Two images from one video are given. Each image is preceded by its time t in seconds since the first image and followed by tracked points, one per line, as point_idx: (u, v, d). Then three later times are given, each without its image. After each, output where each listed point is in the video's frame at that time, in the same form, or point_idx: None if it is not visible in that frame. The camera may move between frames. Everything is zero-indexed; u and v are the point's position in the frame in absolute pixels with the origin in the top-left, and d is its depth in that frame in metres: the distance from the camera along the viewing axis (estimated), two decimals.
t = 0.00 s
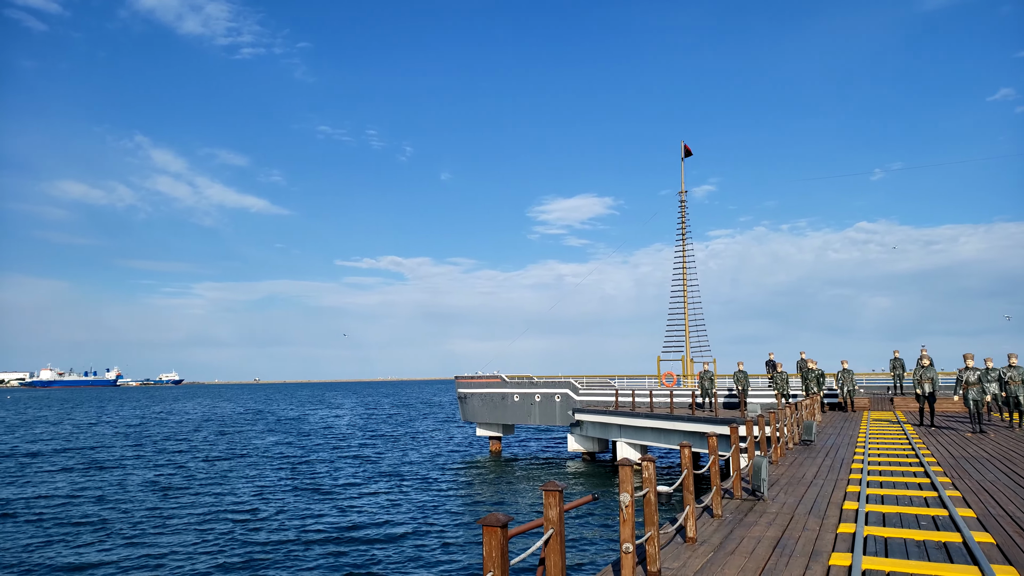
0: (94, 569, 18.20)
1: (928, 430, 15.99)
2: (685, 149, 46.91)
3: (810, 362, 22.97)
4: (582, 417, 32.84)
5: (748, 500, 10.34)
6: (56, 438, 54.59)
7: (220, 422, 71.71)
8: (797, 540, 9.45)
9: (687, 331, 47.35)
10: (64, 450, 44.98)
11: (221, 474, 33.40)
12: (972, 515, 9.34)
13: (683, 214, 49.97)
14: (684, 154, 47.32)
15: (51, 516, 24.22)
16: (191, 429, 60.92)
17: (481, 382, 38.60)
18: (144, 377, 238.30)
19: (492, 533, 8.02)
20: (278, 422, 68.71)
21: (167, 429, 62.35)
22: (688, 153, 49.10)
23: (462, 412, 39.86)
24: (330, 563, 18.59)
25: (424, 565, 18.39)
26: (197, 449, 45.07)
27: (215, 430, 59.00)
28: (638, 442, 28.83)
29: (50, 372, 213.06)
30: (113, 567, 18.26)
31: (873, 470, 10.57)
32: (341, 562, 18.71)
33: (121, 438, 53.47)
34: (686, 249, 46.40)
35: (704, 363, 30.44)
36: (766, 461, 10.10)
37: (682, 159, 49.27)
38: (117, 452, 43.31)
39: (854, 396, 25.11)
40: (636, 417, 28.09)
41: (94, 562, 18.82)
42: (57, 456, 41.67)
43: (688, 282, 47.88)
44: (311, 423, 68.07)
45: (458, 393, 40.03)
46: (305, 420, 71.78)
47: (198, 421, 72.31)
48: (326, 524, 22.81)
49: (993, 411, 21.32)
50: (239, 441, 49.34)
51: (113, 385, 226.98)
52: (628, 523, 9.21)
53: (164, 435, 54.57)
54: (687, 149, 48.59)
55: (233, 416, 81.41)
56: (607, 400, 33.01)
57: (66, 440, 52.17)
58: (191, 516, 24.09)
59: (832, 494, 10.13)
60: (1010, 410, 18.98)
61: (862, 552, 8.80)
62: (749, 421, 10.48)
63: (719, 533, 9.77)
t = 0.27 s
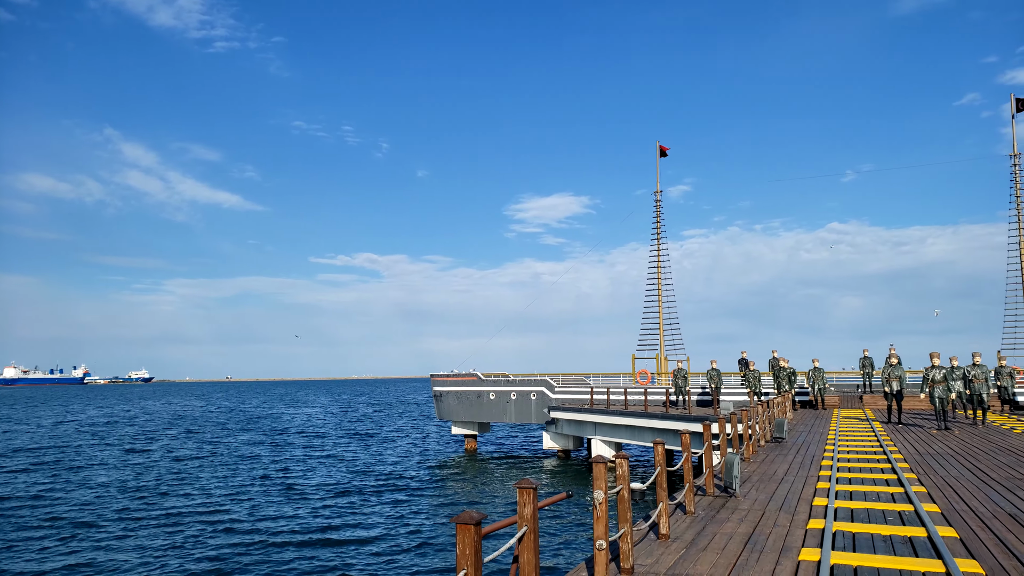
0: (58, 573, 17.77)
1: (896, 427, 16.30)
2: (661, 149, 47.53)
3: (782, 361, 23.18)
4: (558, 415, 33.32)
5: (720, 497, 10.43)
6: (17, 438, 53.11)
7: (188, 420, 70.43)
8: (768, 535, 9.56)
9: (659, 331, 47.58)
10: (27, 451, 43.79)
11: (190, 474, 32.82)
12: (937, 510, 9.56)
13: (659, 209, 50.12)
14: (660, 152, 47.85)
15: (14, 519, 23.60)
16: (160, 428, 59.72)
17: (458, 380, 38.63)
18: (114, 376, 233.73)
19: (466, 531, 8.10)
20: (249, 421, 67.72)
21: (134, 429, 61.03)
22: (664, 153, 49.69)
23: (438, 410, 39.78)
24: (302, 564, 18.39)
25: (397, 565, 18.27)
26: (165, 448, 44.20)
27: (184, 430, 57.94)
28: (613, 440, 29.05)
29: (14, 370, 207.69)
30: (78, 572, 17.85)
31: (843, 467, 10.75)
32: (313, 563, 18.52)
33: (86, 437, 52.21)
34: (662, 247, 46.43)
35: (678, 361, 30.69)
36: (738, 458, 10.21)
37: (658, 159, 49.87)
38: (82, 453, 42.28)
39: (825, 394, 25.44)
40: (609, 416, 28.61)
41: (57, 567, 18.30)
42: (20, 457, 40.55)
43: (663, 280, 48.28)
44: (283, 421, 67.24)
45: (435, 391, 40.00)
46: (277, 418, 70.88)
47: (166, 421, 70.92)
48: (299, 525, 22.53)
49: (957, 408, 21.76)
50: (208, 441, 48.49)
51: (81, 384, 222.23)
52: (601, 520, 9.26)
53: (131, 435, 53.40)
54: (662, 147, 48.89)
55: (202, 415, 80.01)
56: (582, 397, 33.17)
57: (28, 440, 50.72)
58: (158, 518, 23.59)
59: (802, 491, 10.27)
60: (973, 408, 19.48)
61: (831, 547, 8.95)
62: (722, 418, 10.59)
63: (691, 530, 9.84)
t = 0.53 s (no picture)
0: None
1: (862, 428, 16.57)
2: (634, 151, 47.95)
3: (754, 363, 23.02)
4: (531, 416, 33.38)
5: (690, 497, 10.48)
6: None
7: (155, 421, 69.20)
8: (737, 535, 9.62)
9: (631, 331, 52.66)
10: None
11: (157, 477, 32.19)
12: (902, 509, 9.70)
13: (632, 215, 53.24)
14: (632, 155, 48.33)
15: None
16: (125, 430, 58.50)
17: (430, 380, 38.05)
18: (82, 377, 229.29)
19: (434, 533, 7.88)
20: (218, 422, 66.75)
21: (100, 429, 59.84)
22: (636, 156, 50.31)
23: (409, 412, 39.13)
24: (271, 568, 18.16)
25: (366, 568, 18.16)
26: (132, 449, 43.41)
27: (151, 431, 56.82)
28: (585, 440, 29.30)
29: None
30: None
31: (811, 467, 10.85)
32: (282, 567, 18.30)
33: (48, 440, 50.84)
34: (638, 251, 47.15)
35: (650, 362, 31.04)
36: (708, 458, 10.28)
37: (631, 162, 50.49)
38: (43, 455, 41.16)
39: (794, 395, 25.80)
40: (582, 416, 28.83)
41: None
42: None
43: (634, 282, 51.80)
44: (253, 422, 66.43)
45: (406, 392, 39.23)
46: (246, 419, 70.03)
47: (133, 421, 69.63)
48: (267, 528, 22.22)
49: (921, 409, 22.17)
50: (176, 442, 47.72)
51: (48, 385, 217.64)
52: (571, 520, 9.23)
53: (94, 437, 52.16)
54: (635, 149, 49.41)
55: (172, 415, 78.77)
56: (554, 398, 33.39)
57: None
58: (121, 522, 23.07)
59: (771, 491, 10.34)
60: (936, 408, 19.90)
61: (798, 547, 9.03)
62: (692, 419, 10.66)
63: (661, 530, 9.87)
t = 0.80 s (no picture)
0: None
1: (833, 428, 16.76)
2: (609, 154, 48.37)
3: (726, 364, 23.36)
4: (507, 416, 33.48)
5: (664, 498, 10.53)
6: None
7: (126, 425, 68.12)
8: (709, 535, 9.68)
9: (609, 332, 50.02)
10: None
11: (127, 481, 31.61)
12: (871, 508, 9.82)
13: (609, 214, 53.33)
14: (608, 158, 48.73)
15: None
16: (95, 434, 57.47)
17: (406, 382, 38.15)
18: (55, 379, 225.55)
19: (406, 535, 7.76)
20: (191, 425, 65.89)
21: (68, 433, 58.67)
22: (611, 157, 50.49)
23: (386, 414, 39.25)
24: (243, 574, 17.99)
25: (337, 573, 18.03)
26: (101, 453, 42.58)
27: (122, 435, 55.89)
28: (561, 441, 29.42)
29: None
30: None
31: (783, 467, 10.94)
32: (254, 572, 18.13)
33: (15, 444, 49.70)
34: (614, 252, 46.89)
35: (625, 363, 31.27)
36: (681, 459, 10.35)
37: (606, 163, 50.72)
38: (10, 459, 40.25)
39: (768, 396, 26.10)
40: (558, 417, 28.93)
41: None
42: None
43: (609, 282, 51.50)
44: (227, 425, 65.70)
45: (382, 395, 39.38)
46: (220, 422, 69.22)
47: (102, 425, 68.36)
48: (240, 534, 21.92)
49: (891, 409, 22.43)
50: (147, 446, 46.93)
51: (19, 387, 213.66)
52: (545, 521, 9.23)
53: (63, 441, 51.09)
54: (611, 153, 49.83)
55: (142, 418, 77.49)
56: (529, 399, 33.55)
57: None
58: (89, 529, 22.58)
59: (743, 491, 10.42)
60: (906, 408, 20.19)
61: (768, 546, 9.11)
62: (666, 420, 10.73)
63: (634, 530, 9.91)
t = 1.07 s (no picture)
0: None
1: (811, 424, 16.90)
2: (589, 151, 49.02)
3: (705, 360, 23.52)
4: (487, 416, 33.69)
5: (642, 495, 10.55)
6: None
7: (103, 427, 67.30)
8: (688, 532, 9.71)
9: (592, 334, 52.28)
10: None
11: (104, 485, 31.13)
12: (848, 503, 9.88)
13: (586, 214, 53.90)
14: (587, 156, 49.29)
15: None
16: (71, 436, 56.66)
17: (385, 382, 38.03)
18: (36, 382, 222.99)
19: (384, 535, 7.58)
20: (169, 427, 65.23)
21: (43, 437, 57.78)
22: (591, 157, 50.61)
23: (365, 414, 38.99)
24: None
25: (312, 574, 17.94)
26: (75, 457, 41.87)
27: (98, 437, 55.09)
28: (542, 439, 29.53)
29: None
30: None
31: (761, 464, 10.98)
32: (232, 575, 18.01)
33: None
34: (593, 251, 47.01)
35: (605, 361, 31.46)
36: (660, 456, 10.37)
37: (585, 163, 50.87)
38: None
39: (747, 393, 26.33)
40: (540, 416, 29.00)
41: None
42: None
43: (590, 286, 52.36)
44: (206, 426, 65.13)
45: (361, 395, 39.04)
46: (199, 423, 68.62)
47: (77, 428, 67.31)
48: (219, 537, 21.68)
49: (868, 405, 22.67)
50: (124, 448, 46.26)
51: None
52: (523, 519, 9.23)
53: (37, 444, 50.21)
54: (590, 151, 50.14)
55: (119, 421, 76.47)
56: (509, 397, 33.67)
57: None
58: (63, 534, 22.17)
59: (722, 488, 10.47)
60: (884, 404, 20.37)
61: (746, 542, 9.14)
62: (645, 417, 10.76)
63: (613, 528, 9.92)
